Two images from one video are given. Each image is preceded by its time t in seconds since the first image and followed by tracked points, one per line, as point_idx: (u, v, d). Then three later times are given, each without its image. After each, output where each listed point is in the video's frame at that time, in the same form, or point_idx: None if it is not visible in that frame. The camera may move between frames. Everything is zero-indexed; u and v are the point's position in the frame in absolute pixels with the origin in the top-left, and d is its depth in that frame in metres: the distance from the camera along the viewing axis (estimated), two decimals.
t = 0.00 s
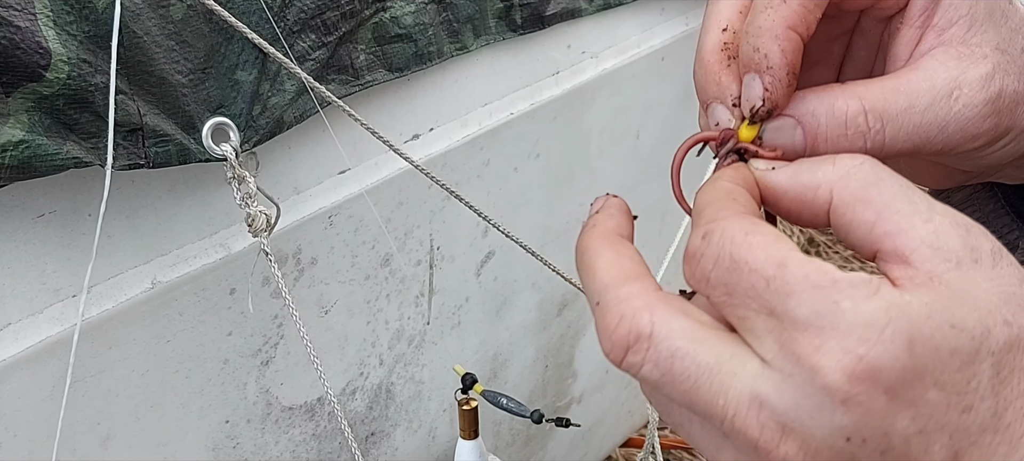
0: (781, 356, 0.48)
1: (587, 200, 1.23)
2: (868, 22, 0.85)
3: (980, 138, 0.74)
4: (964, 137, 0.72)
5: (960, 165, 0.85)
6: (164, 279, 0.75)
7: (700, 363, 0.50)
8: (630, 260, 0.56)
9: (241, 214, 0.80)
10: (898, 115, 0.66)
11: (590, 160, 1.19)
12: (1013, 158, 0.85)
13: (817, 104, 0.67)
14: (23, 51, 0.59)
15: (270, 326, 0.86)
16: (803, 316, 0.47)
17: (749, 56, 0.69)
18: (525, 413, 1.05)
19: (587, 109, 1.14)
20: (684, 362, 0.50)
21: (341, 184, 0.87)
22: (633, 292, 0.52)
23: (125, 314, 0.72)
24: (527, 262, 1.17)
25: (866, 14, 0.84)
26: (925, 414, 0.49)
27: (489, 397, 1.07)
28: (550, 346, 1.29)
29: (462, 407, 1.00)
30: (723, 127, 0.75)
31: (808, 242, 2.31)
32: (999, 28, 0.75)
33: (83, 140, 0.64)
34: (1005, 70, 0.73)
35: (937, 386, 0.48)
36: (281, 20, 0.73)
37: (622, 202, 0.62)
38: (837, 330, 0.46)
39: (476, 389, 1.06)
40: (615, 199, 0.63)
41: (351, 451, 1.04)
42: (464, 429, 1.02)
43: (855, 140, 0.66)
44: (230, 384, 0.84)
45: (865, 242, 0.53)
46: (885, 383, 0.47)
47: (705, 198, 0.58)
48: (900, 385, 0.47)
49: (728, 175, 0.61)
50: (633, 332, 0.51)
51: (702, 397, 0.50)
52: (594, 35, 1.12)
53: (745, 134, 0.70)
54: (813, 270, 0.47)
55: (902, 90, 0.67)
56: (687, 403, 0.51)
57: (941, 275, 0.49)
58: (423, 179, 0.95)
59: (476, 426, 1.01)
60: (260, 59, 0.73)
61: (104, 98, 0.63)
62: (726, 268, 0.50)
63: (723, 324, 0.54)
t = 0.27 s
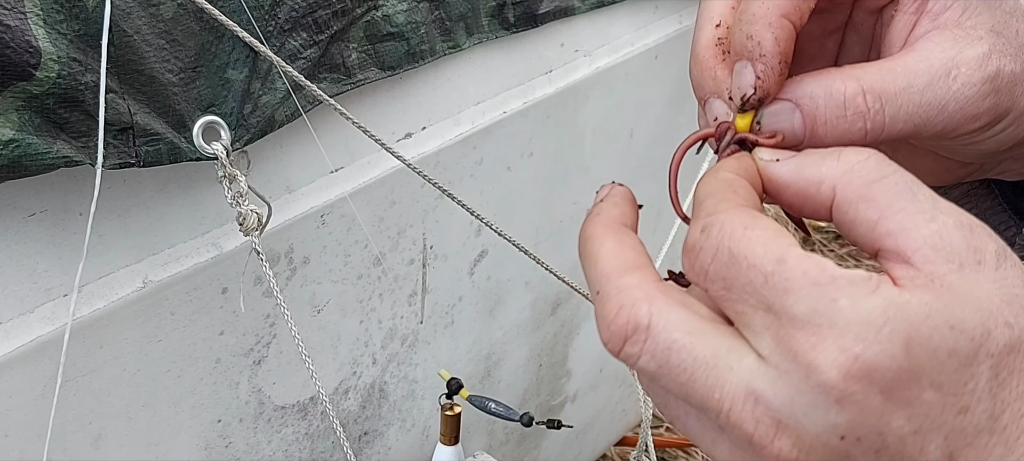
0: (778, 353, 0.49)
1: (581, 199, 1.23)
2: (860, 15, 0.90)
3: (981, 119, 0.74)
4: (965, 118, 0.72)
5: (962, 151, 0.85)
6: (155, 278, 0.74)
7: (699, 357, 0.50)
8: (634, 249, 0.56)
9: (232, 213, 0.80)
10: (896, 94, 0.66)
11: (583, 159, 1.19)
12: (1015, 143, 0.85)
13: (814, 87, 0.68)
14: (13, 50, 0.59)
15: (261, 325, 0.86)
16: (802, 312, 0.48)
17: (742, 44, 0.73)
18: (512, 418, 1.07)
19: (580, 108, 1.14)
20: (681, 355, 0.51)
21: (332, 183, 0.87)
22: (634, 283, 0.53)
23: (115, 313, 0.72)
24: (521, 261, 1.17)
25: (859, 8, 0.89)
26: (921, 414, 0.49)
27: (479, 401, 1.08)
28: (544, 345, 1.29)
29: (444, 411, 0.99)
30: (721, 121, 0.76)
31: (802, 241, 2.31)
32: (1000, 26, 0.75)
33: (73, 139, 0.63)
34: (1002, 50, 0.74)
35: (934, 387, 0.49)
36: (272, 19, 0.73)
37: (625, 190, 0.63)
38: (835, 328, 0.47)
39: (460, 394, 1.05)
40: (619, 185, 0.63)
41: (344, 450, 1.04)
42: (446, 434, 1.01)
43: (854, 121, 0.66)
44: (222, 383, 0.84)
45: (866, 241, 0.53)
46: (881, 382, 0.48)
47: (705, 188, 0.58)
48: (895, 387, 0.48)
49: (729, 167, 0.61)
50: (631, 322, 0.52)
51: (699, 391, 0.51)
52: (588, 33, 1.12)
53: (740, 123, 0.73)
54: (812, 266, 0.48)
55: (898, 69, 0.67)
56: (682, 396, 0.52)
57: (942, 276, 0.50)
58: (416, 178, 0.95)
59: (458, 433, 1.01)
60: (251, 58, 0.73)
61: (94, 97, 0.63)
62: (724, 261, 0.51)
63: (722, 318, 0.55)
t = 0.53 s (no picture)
0: (774, 356, 0.51)
1: (579, 197, 1.23)
2: (860, 13, 0.90)
3: (981, 119, 0.75)
4: (964, 118, 0.73)
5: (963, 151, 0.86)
6: (153, 276, 0.74)
7: (695, 359, 0.52)
8: (633, 251, 0.58)
9: (230, 210, 0.80)
10: (896, 95, 0.68)
11: (581, 156, 1.19)
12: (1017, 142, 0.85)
13: (813, 88, 0.69)
14: (9, 48, 0.58)
15: (259, 323, 0.86)
16: (798, 315, 0.49)
17: (742, 45, 0.75)
18: (526, 403, 1.13)
19: (578, 106, 1.14)
20: (679, 356, 0.52)
21: (330, 180, 0.87)
22: (632, 285, 0.55)
23: (113, 311, 0.72)
24: (519, 259, 1.17)
25: (858, 6, 0.90)
26: (917, 416, 0.50)
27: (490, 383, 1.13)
28: (543, 343, 1.29)
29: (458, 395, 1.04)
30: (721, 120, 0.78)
31: (800, 238, 2.32)
32: (1000, 25, 0.75)
33: (69, 136, 0.63)
34: (1002, 50, 0.74)
35: (930, 390, 0.50)
36: (269, 16, 0.73)
37: (627, 193, 0.65)
38: (830, 332, 0.48)
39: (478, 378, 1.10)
40: (621, 189, 0.65)
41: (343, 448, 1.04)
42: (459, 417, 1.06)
43: (852, 122, 0.68)
44: (220, 381, 0.84)
45: (867, 240, 0.54)
46: (877, 385, 0.49)
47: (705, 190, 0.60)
48: (891, 390, 0.49)
49: (729, 167, 0.62)
50: (628, 324, 0.54)
51: (696, 393, 0.53)
52: (585, 30, 1.12)
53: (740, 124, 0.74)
54: (808, 269, 0.50)
55: (897, 71, 0.69)
56: (682, 397, 0.54)
57: (942, 277, 0.50)
58: (412, 176, 0.94)
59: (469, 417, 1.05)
60: (248, 55, 0.73)
61: (90, 94, 0.63)
62: (722, 264, 0.53)
63: (721, 319, 0.56)
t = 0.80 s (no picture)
0: (770, 355, 0.51)
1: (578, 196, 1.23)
2: (859, 10, 0.91)
3: (980, 117, 0.75)
4: (964, 115, 0.73)
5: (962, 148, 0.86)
6: (152, 275, 0.74)
7: (693, 357, 0.52)
8: (632, 252, 0.58)
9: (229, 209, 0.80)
10: (895, 93, 0.68)
11: (580, 156, 1.20)
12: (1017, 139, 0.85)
13: (813, 86, 0.70)
14: (8, 47, 0.59)
15: (258, 322, 0.86)
16: (792, 315, 0.49)
17: (742, 43, 0.75)
18: (531, 396, 1.11)
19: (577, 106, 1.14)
20: (676, 355, 0.53)
21: (329, 179, 0.87)
22: (631, 285, 0.55)
23: (113, 310, 0.72)
24: (518, 258, 1.17)
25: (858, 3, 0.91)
26: (912, 416, 0.50)
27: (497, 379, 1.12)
28: (542, 342, 1.29)
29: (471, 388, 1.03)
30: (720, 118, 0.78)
31: (799, 237, 2.32)
32: (1000, 22, 0.75)
33: (68, 136, 0.63)
34: (1002, 47, 0.74)
35: (926, 390, 0.50)
36: (268, 16, 0.73)
37: (627, 193, 0.65)
38: (825, 331, 0.49)
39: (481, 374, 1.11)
40: (622, 188, 0.66)
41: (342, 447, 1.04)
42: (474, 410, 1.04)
43: (852, 120, 0.68)
44: (219, 380, 0.84)
45: (866, 240, 0.54)
46: (872, 385, 0.49)
47: (704, 190, 0.60)
48: (886, 389, 0.49)
49: (729, 169, 0.63)
50: (627, 324, 0.54)
51: (693, 391, 0.53)
52: (584, 29, 1.12)
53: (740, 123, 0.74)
54: (804, 270, 0.50)
55: (897, 69, 0.69)
56: (681, 396, 0.54)
57: (940, 277, 0.50)
58: (411, 175, 0.95)
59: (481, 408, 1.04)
60: (247, 54, 0.73)
61: (89, 93, 0.63)
62: (719, 263, 0.53)
63: (720, 319, 0.56)
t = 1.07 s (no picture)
0: (767, 346, 0.51)
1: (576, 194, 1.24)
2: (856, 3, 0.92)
3: (974, 106, 0.75)
4: (958, 104, 0.73)
5: (956, 138, 0.86)
6: (149, 273, 0.75)
7: (691, 348, 0.53)
8: (632, 242, 0.59)
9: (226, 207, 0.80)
10: (890, 82, 0.68)
11: (578, 154, 1.20)
12: (1013, 130, 0.85)
13: (808, 75, 0.70)
14: (6, 45, 0.59)
15: (256, 320, 0.86)
16: (788, 305, 0.49)
17: (737, 33, 0.78)
18: (533, 392, 1.07)
19: (574, 103, 1.14)
20: (675, 345, 0.53)
21: (327, 177, 0.87)
22: (631, 276, 0.56)
23: (111, 307, 0.72)
24: (516, 255, 1.17)
25: None
26: (907, 406, 0.50)
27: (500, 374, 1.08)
28: (540, 339, 1.29)
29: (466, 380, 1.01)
30: (716, 108, 0.78)
31: (797, 234, 2.32)
32: (994, 12, 0.75)
33: (66, 134, 0.64)
34: (996, 37, 0.74)
35: (921, 380, 0.50)
36: (264, 14, 0.73)
37: (628, 185, 0.66)
38: (821, 322, 0.49)
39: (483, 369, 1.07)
40: (624, 180, 0.66)
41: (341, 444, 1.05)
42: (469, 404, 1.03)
43: (847, 109, 0.69)
44: (217, 377, 0.85)
45: (865, 234, 0.54)
46: (868, 375, 0.49)
47: (702, 182, 0.60)
48: (882, 379, 0.49)
49: (729, 162, 0.63)
50: (626, 314, 0.54)
51: (691, 381, 0.53)
52: (582, 27, 1.12)
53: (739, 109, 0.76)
54: (802, 261, 0.50)
55: (892, 57, 0.69)
56: (678, 385, 0.54)
57: (938, 271, 0.51)
58: (410, 173, 0.95)
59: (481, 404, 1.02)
60: (244, 52, 0.73)
61: (87, 92, 0.63)
62: (717, 255, 0.53)
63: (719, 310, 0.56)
